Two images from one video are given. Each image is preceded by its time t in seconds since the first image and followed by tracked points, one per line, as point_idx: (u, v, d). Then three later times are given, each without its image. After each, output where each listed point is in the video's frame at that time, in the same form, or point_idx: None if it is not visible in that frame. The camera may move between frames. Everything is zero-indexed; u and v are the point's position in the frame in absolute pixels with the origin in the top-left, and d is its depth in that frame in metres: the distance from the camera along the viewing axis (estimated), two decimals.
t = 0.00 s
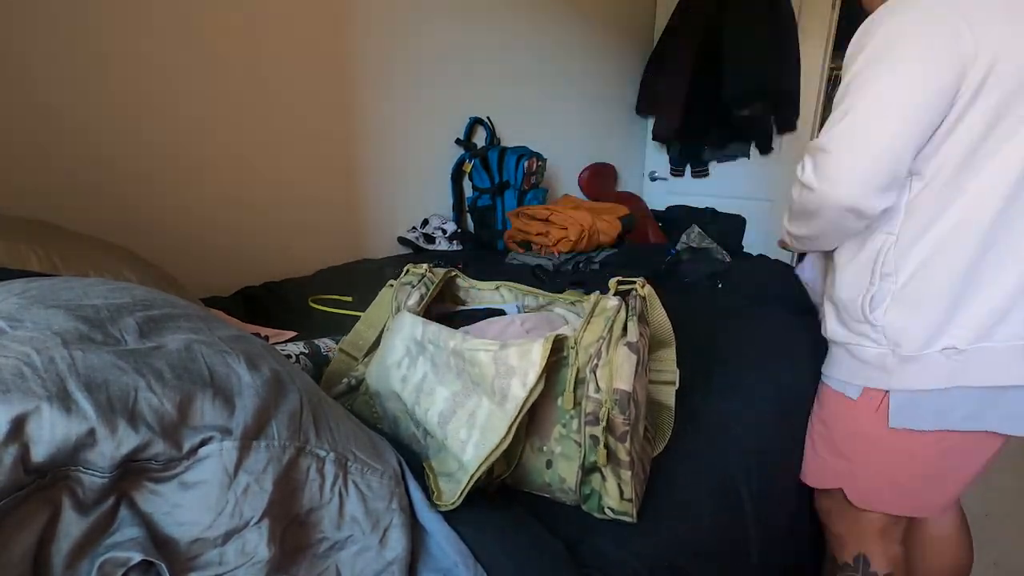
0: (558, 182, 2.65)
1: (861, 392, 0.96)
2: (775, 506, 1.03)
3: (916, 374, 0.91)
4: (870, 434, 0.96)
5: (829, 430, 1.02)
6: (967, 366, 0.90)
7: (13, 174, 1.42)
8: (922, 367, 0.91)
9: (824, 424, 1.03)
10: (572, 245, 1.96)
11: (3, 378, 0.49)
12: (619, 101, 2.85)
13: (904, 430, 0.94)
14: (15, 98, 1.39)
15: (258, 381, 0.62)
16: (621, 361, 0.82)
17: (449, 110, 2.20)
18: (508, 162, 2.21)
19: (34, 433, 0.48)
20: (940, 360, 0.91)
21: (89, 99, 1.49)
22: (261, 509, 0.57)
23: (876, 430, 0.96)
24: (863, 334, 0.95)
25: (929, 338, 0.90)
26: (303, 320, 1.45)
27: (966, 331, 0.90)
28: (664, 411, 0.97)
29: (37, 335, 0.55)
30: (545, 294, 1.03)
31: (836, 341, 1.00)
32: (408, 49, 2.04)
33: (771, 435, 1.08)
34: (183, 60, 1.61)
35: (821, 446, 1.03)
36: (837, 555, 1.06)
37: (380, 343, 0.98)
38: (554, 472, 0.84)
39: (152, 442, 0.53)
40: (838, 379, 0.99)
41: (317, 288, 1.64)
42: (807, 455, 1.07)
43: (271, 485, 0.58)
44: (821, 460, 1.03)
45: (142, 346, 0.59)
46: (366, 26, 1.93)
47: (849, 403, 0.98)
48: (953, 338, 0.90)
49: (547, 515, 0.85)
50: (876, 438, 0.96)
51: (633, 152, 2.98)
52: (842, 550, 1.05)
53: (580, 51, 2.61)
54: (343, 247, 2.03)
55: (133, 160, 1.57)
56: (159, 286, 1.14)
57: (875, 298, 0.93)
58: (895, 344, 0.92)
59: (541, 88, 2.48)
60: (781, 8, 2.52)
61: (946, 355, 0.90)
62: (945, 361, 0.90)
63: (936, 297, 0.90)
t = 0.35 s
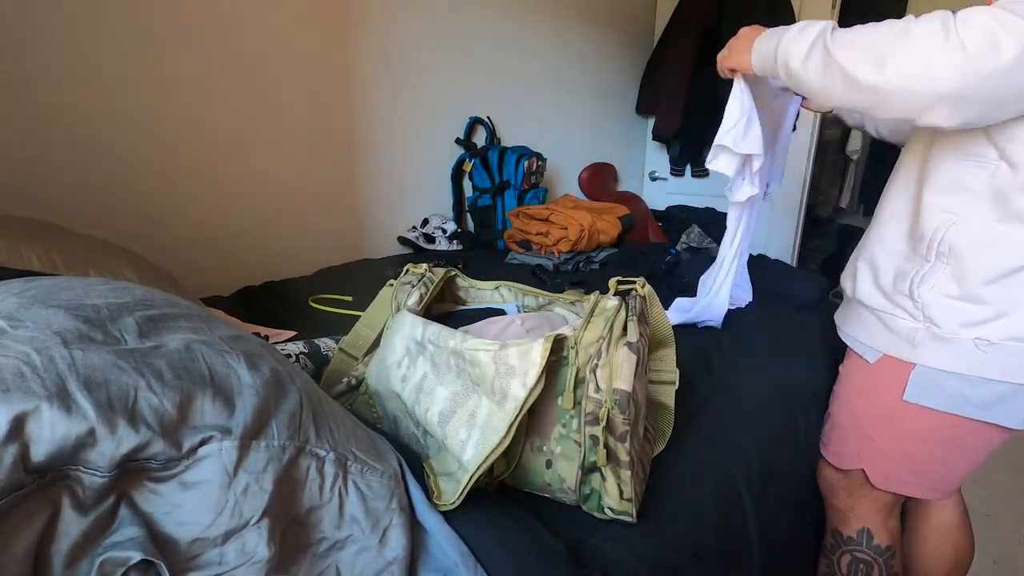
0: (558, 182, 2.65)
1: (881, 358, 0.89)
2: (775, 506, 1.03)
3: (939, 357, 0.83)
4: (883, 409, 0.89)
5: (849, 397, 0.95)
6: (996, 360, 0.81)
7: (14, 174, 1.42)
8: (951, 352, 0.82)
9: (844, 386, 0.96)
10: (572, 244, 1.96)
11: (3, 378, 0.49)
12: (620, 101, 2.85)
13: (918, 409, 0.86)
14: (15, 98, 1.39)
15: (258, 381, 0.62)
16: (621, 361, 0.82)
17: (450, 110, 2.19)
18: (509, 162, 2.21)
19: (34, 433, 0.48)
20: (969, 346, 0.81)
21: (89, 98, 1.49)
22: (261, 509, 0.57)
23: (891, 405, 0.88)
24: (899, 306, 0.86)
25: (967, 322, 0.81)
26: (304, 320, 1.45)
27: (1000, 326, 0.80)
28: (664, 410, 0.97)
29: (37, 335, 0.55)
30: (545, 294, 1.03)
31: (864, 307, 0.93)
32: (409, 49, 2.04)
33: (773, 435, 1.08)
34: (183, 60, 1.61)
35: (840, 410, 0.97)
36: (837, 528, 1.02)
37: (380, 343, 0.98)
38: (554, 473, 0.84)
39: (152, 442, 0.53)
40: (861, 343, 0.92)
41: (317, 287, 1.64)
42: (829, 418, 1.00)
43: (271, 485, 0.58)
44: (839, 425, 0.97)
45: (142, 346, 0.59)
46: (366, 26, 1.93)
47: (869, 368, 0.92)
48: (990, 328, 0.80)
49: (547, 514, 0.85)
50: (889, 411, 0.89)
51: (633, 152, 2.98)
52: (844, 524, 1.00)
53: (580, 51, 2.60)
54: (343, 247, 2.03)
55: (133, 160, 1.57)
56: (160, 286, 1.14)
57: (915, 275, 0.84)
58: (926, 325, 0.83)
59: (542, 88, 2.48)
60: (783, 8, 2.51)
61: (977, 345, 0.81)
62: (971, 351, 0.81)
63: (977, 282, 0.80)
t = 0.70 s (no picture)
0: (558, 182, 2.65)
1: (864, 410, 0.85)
2: (775, 506, 1.03)
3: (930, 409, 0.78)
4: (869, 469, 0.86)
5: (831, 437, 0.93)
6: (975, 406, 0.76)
7: (13, 175, 1.42)
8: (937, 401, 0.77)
9: (829, 433, 0.93)
10: (572, 244, 1.96)
11: (3, 378, 0.49)
12: (619, 101, 2.85)
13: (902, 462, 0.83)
14: (15, 99, 1.39)
15: (258, 382, 0.62)
16: (621, 361, 0.82)
17: (449, 111, 2.20)
18: (508, 162, 2.21)
19: (34, 433, 0.48)
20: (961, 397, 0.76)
21: (88, 99, 1.49)
22: (261, 509, 0.57)
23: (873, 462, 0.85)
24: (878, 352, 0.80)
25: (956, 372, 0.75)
26: (304, 320, 1.46)
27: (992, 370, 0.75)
28: (664, 410, 0.97)
29: (37, 336, 0.55)
30: (544, 295, 1.03)
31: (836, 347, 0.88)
32: (408, 49, 2.04)
33: (774, 436, 1.08)
34: (182, 60, 1.61)
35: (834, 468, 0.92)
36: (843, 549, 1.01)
37: (380, 343, 0.98)
38: (554, 473, 0.84)
39: (152, 442, 0.53)
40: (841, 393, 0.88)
41: (316, 288, 1.64)
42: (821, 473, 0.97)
43: (271, 486, 0.58)
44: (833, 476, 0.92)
45: (142, 346, 0.59)
46: (366, 26, 1.93)
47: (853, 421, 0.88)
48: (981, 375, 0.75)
49: (547, 515, 0.85)
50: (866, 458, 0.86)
51: (633, 152, 2.98)
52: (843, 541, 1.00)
53: (580, 51, 2.61)
54: (343, 247, 2.03)
55: (133, 160, 1.57)
56: (160, 286, 1.15)
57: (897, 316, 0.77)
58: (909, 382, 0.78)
59: (542, 87, 2.48)
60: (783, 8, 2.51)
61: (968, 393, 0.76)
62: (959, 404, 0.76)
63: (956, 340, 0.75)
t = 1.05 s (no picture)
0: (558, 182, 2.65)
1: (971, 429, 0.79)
2: (775, 506, 1.03)
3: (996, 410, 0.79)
4: (975, 487, 0.79)
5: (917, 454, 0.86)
6: None
7: (13, 174, 1.42)
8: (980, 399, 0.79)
9: (926, 456, 0.84)
10: (572, 244, 1.96)
11: (3, 378, 0.49)
12: (619, 101, 2.85)
13: None
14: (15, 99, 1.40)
15: (258, 381, 0.62)
16: (622, 361, 0.82)
17: (449, 110, 2.19)
18: (508, 162, 2.21)
19: (34, 433, 0.48)
20: None
21: (89, 98, 1.49)
22: (261, 509, 0.57)
23: (982, 483, 0.79)
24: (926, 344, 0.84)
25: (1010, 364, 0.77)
26: (303, 320, 1.46)
27: None
28: (664, 411, 0.97)
29: (37, 335, 0.55)
30: (544, 295, 1.03)
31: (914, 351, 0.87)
32: (408, 49, 2.04)
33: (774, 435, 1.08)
34: (182, 60, 1.61)
35: (923, 493, 0.85)
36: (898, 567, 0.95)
37: (380, 343, 0.98)
38: (554, 473, 0.84)
39: (152, 442, 0.53)
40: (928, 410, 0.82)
41: (316, 288, 1.64)
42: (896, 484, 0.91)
43: (271, 486, 0.58)
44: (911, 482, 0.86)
45: (142, 346, 0.59)
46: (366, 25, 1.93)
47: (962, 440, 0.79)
48: None
49: (547, 514, 0.85)
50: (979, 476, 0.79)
51: (633, 152, 2.98)
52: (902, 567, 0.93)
53: (580, 50, 2.60)
54: (343, 247, 2.03)
55: (132, 159, 1.57)
56: (159, 286, 1.14)
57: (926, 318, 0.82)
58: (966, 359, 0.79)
59: (542, 87, 2.48)
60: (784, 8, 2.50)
61: None
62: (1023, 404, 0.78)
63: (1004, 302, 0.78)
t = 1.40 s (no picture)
0: (557, 182, 2.65)
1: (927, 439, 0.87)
2: (775, 506, 1.04)
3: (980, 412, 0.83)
4: (922, 481, 0.88)
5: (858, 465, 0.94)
6: None
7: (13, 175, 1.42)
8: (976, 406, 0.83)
9: (872, 463, 0.93)
10: (571, 244, 1.96)
11: (2, 378, 0.49)
12: (619, 101, 2.85)
13: (981, 477, 0.86)
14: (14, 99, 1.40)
15: (257, 381, 0.62)
16: (621, 362, 0.81)
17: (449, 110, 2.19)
18: (508, 162, 2.21)
19: (34, 433, 0.48)
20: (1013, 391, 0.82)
21: (88, 99, 1.49)
22: (261, 510, 0.57)
23: (929, 479, 0.88)
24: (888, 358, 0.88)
25: (1000, 366, 0.81)
26: (303, 320, 1.46)
27: None
28: (664, 410, 0.96)
29: (36, 335, 0.55)
30: (544, 295, 1.03)
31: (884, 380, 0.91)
32: (408, 49, 2.03)
33: (774, 435, 1.08)
34: (181, 60, 1.61)
35: (872, 493, 0.94)
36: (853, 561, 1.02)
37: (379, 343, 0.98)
38: (553, 473, 0.84)
39: (151, 442, 0.53)
40: (896, 426, 0.89)
41: (316, 288, 1.64)
42: (849, 487, 0.99)
43: (271, 486, 0.58)
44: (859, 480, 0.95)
45: (142, 346, 0.59)
46: (365, 26, 1.93)
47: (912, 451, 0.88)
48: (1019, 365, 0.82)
49: (547, 514, 0.85)
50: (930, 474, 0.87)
51: (633, 152, 2.99)
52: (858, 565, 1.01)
53: (580, 51, 2.60)
54: (342, 247, 2.03)
55: (132, 160, 1.58)
56: (159, 286, 1.15)
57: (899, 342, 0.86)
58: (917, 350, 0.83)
59: (541, 87, 2.48)
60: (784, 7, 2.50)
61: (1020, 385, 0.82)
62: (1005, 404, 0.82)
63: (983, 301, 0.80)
